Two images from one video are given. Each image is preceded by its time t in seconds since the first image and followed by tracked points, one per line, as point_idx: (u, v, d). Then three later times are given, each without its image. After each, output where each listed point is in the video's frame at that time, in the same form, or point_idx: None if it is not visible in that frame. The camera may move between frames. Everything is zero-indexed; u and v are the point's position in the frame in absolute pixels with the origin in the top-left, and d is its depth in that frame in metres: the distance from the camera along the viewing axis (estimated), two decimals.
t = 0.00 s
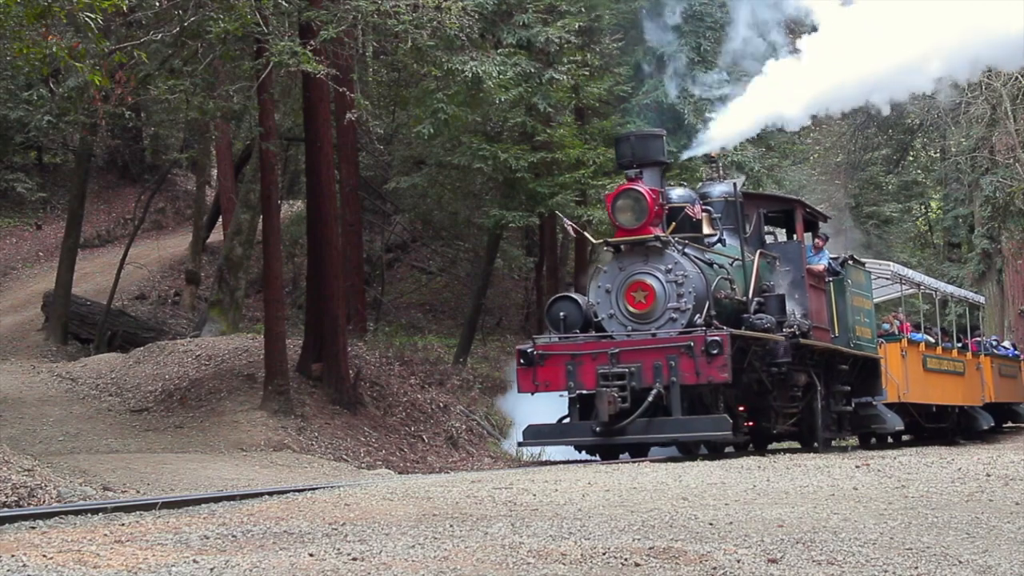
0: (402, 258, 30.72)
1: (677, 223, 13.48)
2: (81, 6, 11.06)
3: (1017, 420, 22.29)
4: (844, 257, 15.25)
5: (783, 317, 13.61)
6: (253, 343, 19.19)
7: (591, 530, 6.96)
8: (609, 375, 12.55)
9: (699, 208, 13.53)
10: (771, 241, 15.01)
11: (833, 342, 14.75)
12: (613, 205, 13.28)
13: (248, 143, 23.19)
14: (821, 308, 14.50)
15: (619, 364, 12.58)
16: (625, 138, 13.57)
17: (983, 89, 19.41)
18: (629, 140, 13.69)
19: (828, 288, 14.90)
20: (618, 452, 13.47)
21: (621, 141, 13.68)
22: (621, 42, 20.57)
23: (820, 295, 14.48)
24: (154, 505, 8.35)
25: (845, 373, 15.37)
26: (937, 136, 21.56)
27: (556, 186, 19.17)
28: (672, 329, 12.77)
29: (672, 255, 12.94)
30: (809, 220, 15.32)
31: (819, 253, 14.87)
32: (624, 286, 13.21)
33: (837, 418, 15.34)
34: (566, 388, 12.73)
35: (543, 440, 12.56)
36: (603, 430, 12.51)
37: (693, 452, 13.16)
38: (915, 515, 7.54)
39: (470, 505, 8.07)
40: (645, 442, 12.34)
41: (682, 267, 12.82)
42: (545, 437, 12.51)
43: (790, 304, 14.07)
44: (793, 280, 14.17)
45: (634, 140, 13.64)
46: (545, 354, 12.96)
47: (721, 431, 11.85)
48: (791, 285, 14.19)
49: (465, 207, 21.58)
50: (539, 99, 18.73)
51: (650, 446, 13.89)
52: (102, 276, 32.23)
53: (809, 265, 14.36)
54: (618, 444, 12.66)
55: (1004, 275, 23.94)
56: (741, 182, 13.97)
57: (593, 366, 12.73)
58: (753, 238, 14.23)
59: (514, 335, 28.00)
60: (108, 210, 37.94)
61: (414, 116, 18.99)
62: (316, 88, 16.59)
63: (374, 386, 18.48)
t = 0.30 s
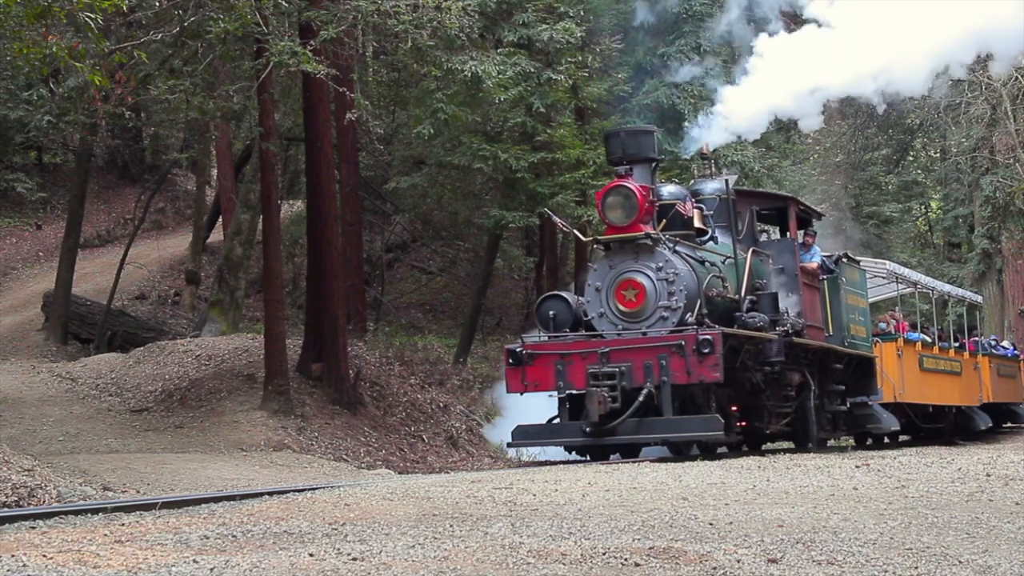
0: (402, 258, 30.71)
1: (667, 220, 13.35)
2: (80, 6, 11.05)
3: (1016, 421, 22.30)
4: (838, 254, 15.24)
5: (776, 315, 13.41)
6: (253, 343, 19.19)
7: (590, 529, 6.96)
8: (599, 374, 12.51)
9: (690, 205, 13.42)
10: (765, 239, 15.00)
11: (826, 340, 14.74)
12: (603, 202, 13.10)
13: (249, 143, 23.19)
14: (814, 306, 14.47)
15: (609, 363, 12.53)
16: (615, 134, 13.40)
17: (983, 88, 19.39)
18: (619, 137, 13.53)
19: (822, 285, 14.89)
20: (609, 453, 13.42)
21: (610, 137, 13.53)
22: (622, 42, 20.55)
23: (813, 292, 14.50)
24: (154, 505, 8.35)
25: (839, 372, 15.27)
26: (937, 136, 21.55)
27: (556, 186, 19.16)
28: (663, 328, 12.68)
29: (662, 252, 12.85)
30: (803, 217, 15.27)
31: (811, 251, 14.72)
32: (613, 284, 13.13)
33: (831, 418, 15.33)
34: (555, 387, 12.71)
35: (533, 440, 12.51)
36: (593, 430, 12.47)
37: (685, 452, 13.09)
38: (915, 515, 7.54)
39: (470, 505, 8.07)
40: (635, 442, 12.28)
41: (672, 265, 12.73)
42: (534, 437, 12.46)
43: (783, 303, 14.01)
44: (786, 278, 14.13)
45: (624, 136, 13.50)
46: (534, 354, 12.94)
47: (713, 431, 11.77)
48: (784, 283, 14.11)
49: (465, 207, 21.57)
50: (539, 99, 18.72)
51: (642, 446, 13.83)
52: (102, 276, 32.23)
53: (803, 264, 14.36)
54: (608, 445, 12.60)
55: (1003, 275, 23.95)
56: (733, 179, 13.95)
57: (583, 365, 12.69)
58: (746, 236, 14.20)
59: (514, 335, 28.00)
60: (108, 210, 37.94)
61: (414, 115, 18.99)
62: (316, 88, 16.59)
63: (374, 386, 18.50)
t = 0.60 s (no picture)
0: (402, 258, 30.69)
1: (658, 218, 13.26)
2: (80, 6, 11.04)
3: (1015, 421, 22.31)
4: (832, 253, 15.24)
5: (769, 313, 13.41)
6: (253, 343, 19.20)
7: (590, 529, 6.96)
8: (589, 374, 12.39)
9: (681, 202, 13.29)
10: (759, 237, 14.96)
11: (820, 339, 14.74)
12: (592, 198, 13.00)
13: (248, 143, 23.18)
14: (808, 305, 14.42)
15: (599, 363, 12.42)
16: (605, 131, 13.41)
17: (983, 89, 19.36)
18: (610, 132, 13.52)
19: (815, 284, 14.89)
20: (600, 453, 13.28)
21: (601, 133, 13.50)
22: (622, 42, 20.54)
23: (808, 291, 14.53)
24: (154, 505, 8.35)
25: (833, 371, 15.32)
26: (937, 136, 21.54)
27: (556, 186, 19.14)
28: (654, 327, 12.56)
29: (653, 250, 12.74)
30: (797, 215, 15.19)
31: (803, 249, 14.83)
32: (604, 283, 13.03)
33: (826, 417, 15.39)
34: (545, 387, 12.59)
35: (522, 442, 12.40)
36: (584, 432, 12.40)
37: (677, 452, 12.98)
38: (915, 516, 7.54)
39: (470, 505, 8.07)
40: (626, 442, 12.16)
41: (663, 263, 12.60)
42: (523, 439, 12.36)
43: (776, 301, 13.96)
44: (779, 276, 14.09)
45: (615, 133, 13.49)
46: (523, 353, 12.82)
47: (705, 431, 11.66)
48: (777, 281, 14.08)
49: (465, 207, 21.56)
50: (540, 99, 18.72)
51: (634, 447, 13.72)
52: (102, 276, 32.24)
53: (796, 262, 14.39)
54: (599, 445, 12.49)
55: (1004, 275, 23.97)
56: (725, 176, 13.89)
57: (572, 364, 12.57)
58: (738, 234, 14.16)
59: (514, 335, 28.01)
60: (108, 210, 37.96)
61: (414, 116, 18.99)
62: (317, 88, 16.59)
63: (374, 386, 18.52)
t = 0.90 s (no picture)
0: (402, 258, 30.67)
1: (648, 214, 13.19)
2: (80, 6, 11.04)
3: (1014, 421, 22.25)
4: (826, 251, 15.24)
5: (762, 312, 13.34)
6: (253, 343, 19.20)
7: (590, 530, 6.96)
8: (579, 373, 12.31)
9: (672, 199, 13.23)
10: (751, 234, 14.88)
11: (814, 338, 14.74)
12: (582, 195, 12.91)
13: (248, 143, 23.17)
14: (801, 303, 14.38)
15: (589, 362, 12.34)
16: (594, 126, 13.27)
17: (982, 88, 19.22)
18: (599, 128, 13.37)
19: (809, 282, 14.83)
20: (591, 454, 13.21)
21: (589, 129, 13.37)
22: (622, 42, 20.52)
23: (801, 290, 14.48)
24: (154, 506, 8.35)
25: (827, 370, 15.26)
26: (937, 136, 21.43)
27: (556, 186, 19.11)
28: (645, 325, 12.48)
29: (644, 248, 12.66)
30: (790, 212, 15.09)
31: (794, 246, 14.65)
32: (593, 281, 12.93)
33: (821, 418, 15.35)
34: (534, 387, 12.50)
35: (511, 443, 12.32)
36: (573, 432, 12.26)
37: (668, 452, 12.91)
38: (915, 516, 7.54)
39: (470, 505, 8.07)
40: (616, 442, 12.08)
41: (654, 261, 12.53)
42: (513, 440, 12.27)
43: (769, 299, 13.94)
44: (773, 274, 14.05)
45: (604, 128, 13.35)
46: (512, 352, 12.72)
47: (695, 431, 11.55)
48: (770, 279, 14.05)
49: (465, 207, 21.55)
50: (539, 100, 18.70)
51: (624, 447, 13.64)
52: (102, 276, 32.24)
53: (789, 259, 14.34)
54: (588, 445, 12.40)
55: (1004, 276, 23.97)
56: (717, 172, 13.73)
57: (562, 364, 12.48)
58: (730, 231, 14.09)
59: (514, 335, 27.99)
60: (108, 210, 37.97)
61: (414, 116, 18.99)
62: (316, 88, 16.59)
63: (374, 386, 18.56)
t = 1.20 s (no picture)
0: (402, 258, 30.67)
1: (639, 211, 13.15)
2: (80, 6, 11.04)
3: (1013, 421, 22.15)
4: (820, 249, 15.08)
5: (754, 310, 13.20)
6: (253, 343, 19.21)
7: (590, 529, 6.96)
8: (568, 373, 12.18)
9: (663, 196, 13.19)
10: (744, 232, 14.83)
11: (808, 337, 14.70)
12: (571, 192, 12.85)
13: (248, 143, 23.16)
14: (795, 302, 14.31)
15: (578, 361, 12.22)
16: (584, 122, 13.26)
17: (982, 88, 19.14)
18: (589, 124, 13.40)
19: (802, 280, 14.80)
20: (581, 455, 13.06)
21: (579, 125, 13.39)
22: (622, 42, 20.51)
23: (795, 288, 14.43)
24: (154, 505, 8.34)
25: (821, 369, 15.27)
26: (937, 137, 21.27)
27: (557, 186, 19.10)
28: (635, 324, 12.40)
29: (634, 245, 12.58)
30: (783, 210, 15.03)
31: (788, 245, 14.73)
32: (583, 279, 12.85)
33: (814, 417, 15.35)
34: (522, 387, 12.36)
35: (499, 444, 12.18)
36: (562, 433, 12.12)
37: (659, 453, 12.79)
38: (915, 516, 7.54)
39: (470, 505, 8.07)
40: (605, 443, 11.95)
41: (644, 258, 12.45)
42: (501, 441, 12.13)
43: (762, 297, 13.86)
44: (765, 272, 13.98)
45: (594, 124, 13.34)
46: (500, 352, 12.58)
47: (686, 431, 11.47)
48: (765, 278, 13.95)
49: (465, 208, 21.55)
50: (538, 99, 18.73)
51: (615, 448, 13.53)
52: (102, 276, 32.24)
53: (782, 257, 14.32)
54: (577, 447, 12.27)
55: (1004, 276, 24.00)
56: (709, 170, 13.72)
57: (550, 364, 12.36)
58: (722, 228, 14.02)
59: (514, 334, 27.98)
60: (108, 210, 37.99)
61: (414, 116, 19.00)
62: (317, 87, 16.60)
63: (374, 386, 18.60)
